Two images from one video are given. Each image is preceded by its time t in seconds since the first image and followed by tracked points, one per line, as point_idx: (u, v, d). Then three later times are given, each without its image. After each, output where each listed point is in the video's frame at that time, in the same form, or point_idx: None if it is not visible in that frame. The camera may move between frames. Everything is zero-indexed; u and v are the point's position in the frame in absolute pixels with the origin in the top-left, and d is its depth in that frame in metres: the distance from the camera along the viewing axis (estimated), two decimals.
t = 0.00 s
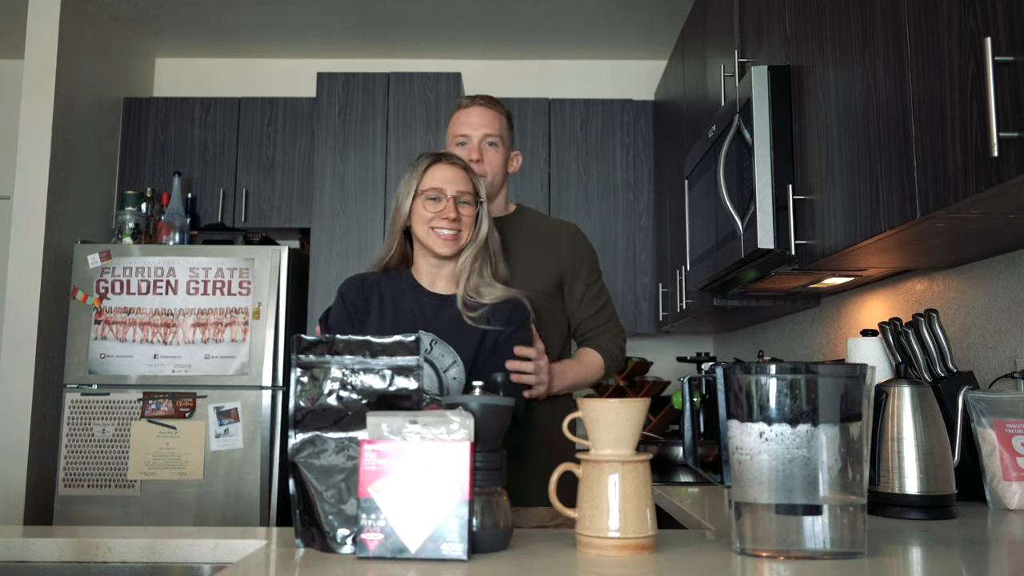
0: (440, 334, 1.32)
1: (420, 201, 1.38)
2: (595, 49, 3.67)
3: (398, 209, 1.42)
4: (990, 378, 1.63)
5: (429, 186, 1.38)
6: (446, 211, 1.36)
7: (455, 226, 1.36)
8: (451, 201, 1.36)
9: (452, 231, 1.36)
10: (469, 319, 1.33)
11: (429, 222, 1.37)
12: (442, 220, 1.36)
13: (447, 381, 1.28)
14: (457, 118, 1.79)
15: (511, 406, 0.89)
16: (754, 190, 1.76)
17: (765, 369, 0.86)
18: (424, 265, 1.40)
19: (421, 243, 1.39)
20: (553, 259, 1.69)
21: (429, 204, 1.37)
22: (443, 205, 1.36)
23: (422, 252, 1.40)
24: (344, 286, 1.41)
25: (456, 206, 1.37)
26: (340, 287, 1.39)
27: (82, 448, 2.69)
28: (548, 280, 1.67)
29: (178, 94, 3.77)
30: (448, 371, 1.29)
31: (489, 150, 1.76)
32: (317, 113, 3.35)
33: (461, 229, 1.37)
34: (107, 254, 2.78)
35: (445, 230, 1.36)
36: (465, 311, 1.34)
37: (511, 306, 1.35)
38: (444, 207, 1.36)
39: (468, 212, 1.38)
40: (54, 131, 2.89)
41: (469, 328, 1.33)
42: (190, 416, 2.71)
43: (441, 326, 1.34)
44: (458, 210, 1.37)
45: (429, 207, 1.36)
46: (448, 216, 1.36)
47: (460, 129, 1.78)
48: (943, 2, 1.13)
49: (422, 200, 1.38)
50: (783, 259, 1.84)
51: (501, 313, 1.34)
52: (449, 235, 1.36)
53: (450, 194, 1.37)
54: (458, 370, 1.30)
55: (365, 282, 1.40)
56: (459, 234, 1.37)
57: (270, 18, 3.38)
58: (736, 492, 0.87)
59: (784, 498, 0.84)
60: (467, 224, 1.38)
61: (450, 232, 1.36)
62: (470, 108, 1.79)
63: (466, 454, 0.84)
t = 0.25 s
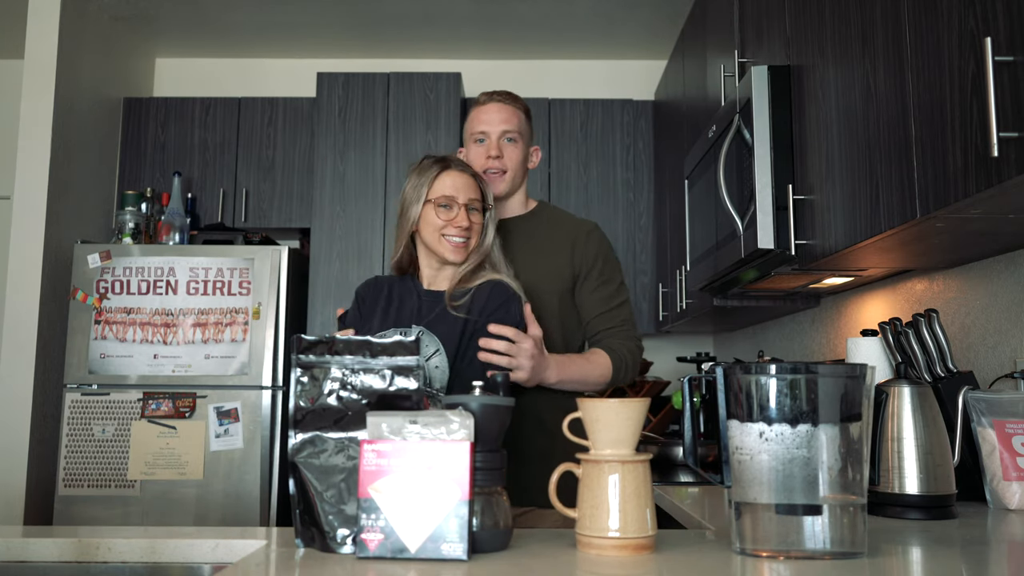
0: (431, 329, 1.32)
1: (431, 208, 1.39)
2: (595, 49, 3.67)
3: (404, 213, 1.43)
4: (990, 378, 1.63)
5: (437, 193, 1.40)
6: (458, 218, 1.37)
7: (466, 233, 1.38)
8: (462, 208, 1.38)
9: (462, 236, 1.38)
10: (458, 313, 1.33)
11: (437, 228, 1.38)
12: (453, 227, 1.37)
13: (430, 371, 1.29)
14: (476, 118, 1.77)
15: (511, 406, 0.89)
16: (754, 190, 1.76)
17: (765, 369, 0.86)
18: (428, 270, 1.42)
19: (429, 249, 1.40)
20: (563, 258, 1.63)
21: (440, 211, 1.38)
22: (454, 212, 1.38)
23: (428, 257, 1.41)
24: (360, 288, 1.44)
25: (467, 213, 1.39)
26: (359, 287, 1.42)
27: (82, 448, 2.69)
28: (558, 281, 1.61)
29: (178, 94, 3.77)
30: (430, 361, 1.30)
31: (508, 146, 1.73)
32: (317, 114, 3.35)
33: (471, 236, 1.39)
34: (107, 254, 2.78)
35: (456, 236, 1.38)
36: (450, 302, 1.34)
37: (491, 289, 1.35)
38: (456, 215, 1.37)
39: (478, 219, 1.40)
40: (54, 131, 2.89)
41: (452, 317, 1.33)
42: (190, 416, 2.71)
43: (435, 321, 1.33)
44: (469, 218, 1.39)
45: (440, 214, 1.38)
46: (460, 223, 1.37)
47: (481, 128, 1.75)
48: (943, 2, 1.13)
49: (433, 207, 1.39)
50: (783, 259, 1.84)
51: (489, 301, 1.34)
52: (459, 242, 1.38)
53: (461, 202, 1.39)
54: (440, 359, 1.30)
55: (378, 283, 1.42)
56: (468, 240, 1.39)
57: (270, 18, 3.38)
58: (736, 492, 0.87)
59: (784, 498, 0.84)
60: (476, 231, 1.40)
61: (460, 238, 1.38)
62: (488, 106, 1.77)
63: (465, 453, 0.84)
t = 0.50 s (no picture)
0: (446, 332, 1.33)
1: (438, 208, 1.39)
2: (595, 49, 3.67)
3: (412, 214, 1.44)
4: (990, 378, 1.63)
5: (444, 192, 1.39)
6: (461, 217, 1.37)
7: (470, 232, 1.37)
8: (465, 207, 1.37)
9: (468, 236, 1.37)
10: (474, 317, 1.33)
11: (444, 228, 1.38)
12: (457, 227, 1.37)
13: (449, 375, 1.25)
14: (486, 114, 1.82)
15: (511, 406, 0.89)
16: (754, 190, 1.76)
17: (765, 369, 0.86)
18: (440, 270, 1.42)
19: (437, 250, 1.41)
20: (571, 261, 1.63)
21: (444, 211, 1.38)
22: (458, 211, 1.37)
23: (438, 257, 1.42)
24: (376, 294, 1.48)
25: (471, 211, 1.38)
26: (370, 294, 1.46)
27: (82, 448, 2.69)
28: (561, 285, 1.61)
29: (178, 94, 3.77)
30: (450, 366, 1.27)
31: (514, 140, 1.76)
32: (317, 113, 3.35)
33: (476, 234, 1.38)
34: (107, 254, 2.78)
35: (460, 236, 1.37)
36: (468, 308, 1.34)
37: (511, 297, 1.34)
38: (459, 214, 1.37)
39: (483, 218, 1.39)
40: (54, 131, 2.89)
41: (469, 323, 1.33)
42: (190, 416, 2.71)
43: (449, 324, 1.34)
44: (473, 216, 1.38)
45: (444, 213, 1.38)
46: (463, 222, 1.37)
47: (490, 125, 1.79)
48: (943, 2, 1.13)
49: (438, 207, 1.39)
50: (783, 259, 1.84)
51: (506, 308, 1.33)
52: (464, 241, 1.37)
53: (465, 201, 1.38)
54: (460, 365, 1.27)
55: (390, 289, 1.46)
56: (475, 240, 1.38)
57: (270, 19, 3.38)
58: (736, 492, 0.87)
59: (784, 498, 0.84)
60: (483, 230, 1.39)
61: (465, 237, 1.37)
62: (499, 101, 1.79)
63: (466, 453, 0.84)
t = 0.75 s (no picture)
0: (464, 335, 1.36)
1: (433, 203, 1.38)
2: (595, 49, 3.67)
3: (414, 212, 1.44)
4: (990, 378, 1.63)
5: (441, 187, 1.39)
6: (456, 212, 1.35)
7: (467, 226, 1.36)
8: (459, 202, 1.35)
9: (464, 230, 1.36)
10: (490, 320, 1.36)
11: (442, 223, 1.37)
12: (453, 222, 1.36)
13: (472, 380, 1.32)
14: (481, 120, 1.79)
15: (511, 406, 0.89)
16: (754, 190, 1.76)
17: (765, 369, 0.86)
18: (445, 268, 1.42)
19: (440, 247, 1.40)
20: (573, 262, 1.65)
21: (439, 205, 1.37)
22: (452, 205, 1.36)
23: (444, 256, 1.42)
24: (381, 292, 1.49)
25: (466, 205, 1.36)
26: (375, 292, 1.48)
27: (82, 448, 2.69)
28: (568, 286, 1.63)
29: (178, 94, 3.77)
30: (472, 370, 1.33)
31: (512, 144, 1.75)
32: (317, 113, 3.35)
33: (474, 229, 1.37)
34: (107, 254, 2.78)
35: (459, 231, 1.36)
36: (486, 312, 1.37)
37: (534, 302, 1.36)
38: (454, 209, 1.35)
39: (479, 211, 1.37)
40: (55, 131, 2.89)
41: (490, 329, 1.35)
42: (190, 416, 2.71)
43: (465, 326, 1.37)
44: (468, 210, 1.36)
45: (440, 208, 1.37)
46: (458, 217, 1.35)
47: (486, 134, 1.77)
48: (943, 2, 1.13)
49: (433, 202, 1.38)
50: (783, 259, 1.84)
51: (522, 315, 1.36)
52: (462, 236, 1.36)
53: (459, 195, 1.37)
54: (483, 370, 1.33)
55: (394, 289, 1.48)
56: (473, 234, 1.37)
57: (270, 19, 3.38)
58: (736, 492, 0.87)
59: (784, 498, 0.84)
60: (481, 224, 1.38)
61: (463, 232, 1.36)
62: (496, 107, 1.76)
63: (466, 453, 0.84)
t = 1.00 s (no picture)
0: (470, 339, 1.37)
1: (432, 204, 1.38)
2: (595, 49, 3.67)
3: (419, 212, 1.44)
4: (990, 378, 1.63)
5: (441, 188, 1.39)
6: (455, 214, 1.36)
7: (467, 228, 1.37)
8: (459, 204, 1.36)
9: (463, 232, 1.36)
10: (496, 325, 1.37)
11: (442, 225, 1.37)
12: (453, 223, 1.36)
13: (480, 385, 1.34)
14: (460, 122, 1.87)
15: (511, 406, 0.89)
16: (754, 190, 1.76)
17: (765, 369, 0.86)
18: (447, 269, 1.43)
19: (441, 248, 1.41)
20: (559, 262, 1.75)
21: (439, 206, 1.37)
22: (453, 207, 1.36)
23: (445, 257, 1.42)
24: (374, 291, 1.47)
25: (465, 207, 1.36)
26: (369, 293, 1.45)
27: (82, 448, 2.69)
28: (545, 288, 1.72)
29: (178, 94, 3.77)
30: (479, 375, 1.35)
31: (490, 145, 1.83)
32: (317, 113, 3.35)
33: (474, 231, 1.37)
34: (107, 254, 2.78)
35: (458, 233, 1.37)
36: (493, 318, 1.38)
37: (542, 312, 1.38)
38: (453, 211, 1.36)
39: (479, 213, 1.37)
40: (54, 131, 2.89)
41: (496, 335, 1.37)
42: (190, 416, 2.71)
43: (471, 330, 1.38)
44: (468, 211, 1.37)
45: (441, 209, 1.37)
46: (458, 219, 1.36)
47: (464, 136, 1.85)
48: (943, 2, 1.13)
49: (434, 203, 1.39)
50: (783, 259, 1.84)
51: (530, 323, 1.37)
52: (462, 238, 1.37)
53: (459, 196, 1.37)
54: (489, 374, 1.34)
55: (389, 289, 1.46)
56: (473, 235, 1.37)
57: (270, 19, 3.38)
58: (736, 492, 0.87)
59: (785, 498, 0.84)
60: (481, 225, 1.38)
61: (463, 235, 1.37)
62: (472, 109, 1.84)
63: (466, 453, 0.84)
